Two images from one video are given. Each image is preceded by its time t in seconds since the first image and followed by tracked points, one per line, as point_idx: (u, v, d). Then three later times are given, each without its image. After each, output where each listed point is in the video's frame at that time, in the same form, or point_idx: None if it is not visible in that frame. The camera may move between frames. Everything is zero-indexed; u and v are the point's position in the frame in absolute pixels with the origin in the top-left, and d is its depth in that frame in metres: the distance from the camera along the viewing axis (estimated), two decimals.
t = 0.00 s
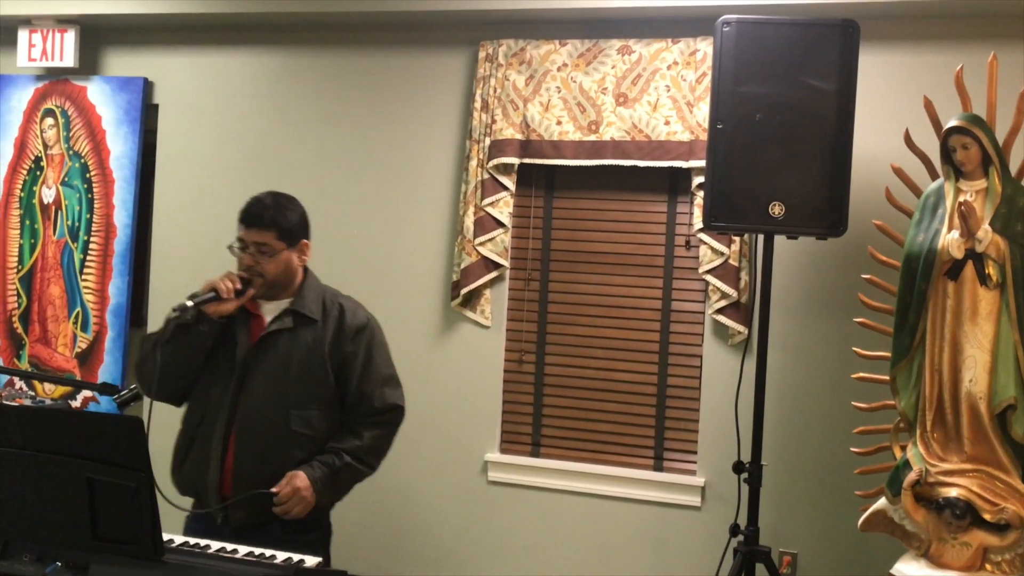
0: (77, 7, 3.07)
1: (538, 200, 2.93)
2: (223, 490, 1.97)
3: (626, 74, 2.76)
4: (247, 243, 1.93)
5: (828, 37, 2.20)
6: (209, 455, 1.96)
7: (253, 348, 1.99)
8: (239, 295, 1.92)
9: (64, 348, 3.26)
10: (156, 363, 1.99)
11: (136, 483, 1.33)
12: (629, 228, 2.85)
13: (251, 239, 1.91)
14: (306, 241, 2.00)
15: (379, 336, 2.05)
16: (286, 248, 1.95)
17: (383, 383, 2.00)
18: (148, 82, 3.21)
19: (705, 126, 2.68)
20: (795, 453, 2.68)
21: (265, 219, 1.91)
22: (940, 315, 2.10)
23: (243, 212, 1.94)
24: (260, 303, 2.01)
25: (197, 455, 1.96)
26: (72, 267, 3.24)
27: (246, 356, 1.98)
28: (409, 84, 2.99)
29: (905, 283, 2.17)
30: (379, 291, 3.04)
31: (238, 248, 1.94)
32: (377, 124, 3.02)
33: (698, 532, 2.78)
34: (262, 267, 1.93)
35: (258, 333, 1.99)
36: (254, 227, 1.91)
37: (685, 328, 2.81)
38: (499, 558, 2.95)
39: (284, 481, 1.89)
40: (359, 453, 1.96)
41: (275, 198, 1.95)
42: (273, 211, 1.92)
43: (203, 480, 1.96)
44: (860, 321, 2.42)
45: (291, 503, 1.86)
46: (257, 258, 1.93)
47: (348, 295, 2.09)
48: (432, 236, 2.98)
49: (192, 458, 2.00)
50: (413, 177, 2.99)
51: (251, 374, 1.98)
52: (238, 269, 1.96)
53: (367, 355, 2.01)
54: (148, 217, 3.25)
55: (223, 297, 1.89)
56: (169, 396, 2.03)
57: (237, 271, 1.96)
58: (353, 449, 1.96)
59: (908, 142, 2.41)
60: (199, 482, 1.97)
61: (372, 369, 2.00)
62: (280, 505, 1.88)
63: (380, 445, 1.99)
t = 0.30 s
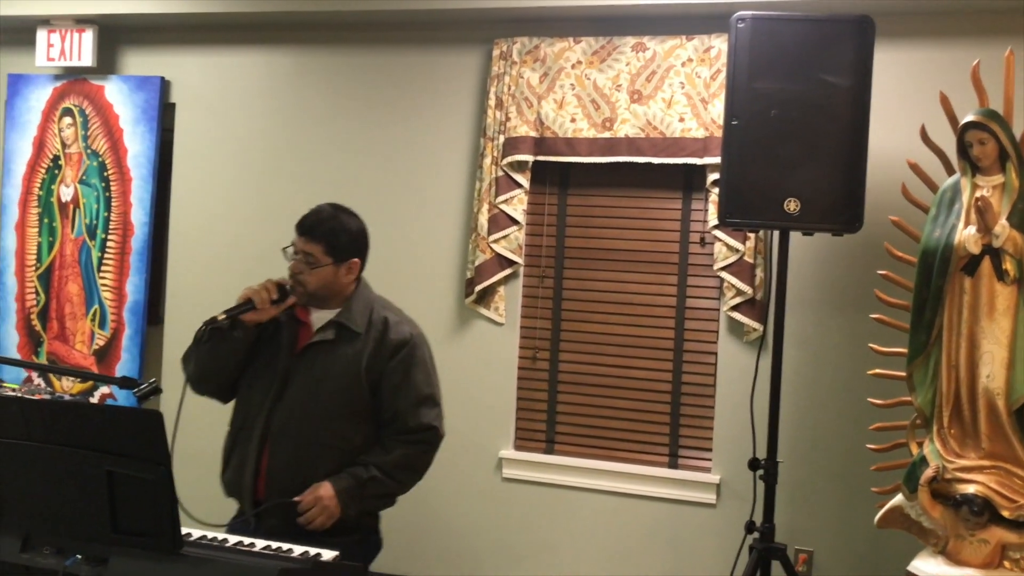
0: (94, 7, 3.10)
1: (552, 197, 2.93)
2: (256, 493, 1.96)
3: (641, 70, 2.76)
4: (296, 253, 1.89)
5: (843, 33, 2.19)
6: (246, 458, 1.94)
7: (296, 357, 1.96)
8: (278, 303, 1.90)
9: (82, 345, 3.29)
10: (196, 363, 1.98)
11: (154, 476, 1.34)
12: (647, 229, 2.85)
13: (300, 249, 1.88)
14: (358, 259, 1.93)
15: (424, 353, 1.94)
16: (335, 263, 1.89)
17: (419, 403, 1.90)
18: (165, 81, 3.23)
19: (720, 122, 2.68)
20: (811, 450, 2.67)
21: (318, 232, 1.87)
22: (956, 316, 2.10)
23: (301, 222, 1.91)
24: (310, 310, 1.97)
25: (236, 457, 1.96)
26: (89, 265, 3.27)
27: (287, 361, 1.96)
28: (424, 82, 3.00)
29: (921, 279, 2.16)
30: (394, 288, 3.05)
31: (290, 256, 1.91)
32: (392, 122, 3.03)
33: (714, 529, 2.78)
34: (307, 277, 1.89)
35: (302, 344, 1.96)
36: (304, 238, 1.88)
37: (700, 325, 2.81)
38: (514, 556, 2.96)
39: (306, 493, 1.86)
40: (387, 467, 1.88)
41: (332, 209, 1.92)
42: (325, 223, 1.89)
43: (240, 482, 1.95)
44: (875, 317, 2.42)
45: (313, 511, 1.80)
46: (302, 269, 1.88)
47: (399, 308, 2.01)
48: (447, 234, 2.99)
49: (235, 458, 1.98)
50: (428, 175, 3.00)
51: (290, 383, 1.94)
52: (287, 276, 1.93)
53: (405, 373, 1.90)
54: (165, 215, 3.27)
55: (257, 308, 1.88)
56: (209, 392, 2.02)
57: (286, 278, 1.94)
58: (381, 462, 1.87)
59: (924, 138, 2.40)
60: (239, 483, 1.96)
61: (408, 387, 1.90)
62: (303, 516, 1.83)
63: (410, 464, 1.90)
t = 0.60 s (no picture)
0: (120, 6, 3.12)
1: (576, 190, 2.93)
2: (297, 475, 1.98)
3: (664, 62, 2.75)
4: (338, 238, 1.91)
5: (869, 22, 2.18)
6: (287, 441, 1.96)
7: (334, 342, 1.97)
8: (321, 287, 1.92)
9: (111, 340, 3.32)
10: (240, 340, 2.02)
11: (184, 465, 1.36)
12: (675, 220, 2.84)
13: (342, 234, 1.90)
14: (399, 241, 1.95)
15: (462, 338, 1.93)
16: (376, 247, 1.91)
17: (456, 387, 1.88)
18: (191, 78, 3.26)
19: (744, 113, 2.67)
20: (840, 442, 2.65)
21: (358, 217, 1.89)
22: (985, 305, 2.08)
23: (340, 207, 1.93)
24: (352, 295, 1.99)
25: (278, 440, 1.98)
26: (118, 260, 3.30)
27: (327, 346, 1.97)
28: (447, 75, 3.00)
29: (950, 268, 2.14)
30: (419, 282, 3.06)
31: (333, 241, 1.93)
32: (416, 115, 3.03)
33: (741, 521, 2.77)
34: (349, 263, 1.91)
35: (343, 328, 1.97)
36: (345, 223, 1.90)
37: (725, 317, 2.80)
38: (541, 548, 2.96)
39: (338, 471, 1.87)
40: (423, 446, 1.85)
41: (370, 193, 1.93)
42: (365, 208, 1.90)
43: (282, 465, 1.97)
44: (903, 307, 2.40)
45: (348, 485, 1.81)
46: (344, 254, 1.90)
47: (440, 296, 2.01)
48: (472, 227, 2.99)
49: (279, 437, 2.00)
50: (451, 169, 3.01)
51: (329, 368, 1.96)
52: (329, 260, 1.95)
53: (441, 358, 1.90)
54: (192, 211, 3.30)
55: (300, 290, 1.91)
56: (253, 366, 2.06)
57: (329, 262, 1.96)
58: (417, 440, 1.85)
59: (952, 127, 2.38)
60: (282, 462, 1.98)
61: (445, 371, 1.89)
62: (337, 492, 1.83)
63: (449, 444, 1.86)
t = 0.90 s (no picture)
0: None
1: (608, 176, 2.91)
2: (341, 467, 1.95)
3: (697, 46, 2.73)
4: (374, 232, 1.91)
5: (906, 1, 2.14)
6: (329, 431, 1.96)
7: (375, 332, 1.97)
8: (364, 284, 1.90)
9: (146, 330, 3.35)
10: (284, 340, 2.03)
11: (220, 449, 1.36)
12: (708, 206, 2.82)
13: (379, 228, 1.90)
14: (435, 233, 1.96)
15: (499, 327, 1.94)
16: (413, 238, 1.91)
17: (494, 376, 1.90)
18: (222, 69, 3.27)
19: (779, 97, 2.64)
20: (877, 429, 2.62)
21: (394, 209, 1.89)
22: None
23: (374, 202, 1.93)
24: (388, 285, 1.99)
25: (320, 431, 1.97)
26: (152, 252, 3.33)
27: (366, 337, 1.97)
28: (478, 63, 2.99)
29: (990, 251, 2.11)
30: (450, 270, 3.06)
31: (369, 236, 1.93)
32: (447, 104, 3.03)
33: (776, 509, 2.74)
34: (388, 256, 1.91)
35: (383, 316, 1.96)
36: (380, 216, 1.90)
37: (760, 304, 2.77)
38: (574, 537, 2.95)
39: (376, 451, 1.88)
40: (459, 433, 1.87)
41: (404, 185, 1.93)
42: (401, 200, 1.90)
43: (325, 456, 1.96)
44: (942, 292, 2.37)
45: (381, 468, 1.81)
46: (383, 248, 1.90)
47: (475, 284, 2.01)
48: (503, 216, 2.98)
49: (320, 430, 2.00)
50: (483, 157, 3.00)
51: (368, 359, 1.95)
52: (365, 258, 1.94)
53: (479, 346, 1.90)
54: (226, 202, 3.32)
55: (345, 288, 1.87)
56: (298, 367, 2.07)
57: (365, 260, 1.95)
58: (454, 428, 1.87)
59: (992, 107, 2.34)
60: (324, 453, 1.98)
61: (483, 360, 1.90)
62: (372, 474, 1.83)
63: (485, 432, 1.88)
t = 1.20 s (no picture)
0: None
1: (644, 161, 2.89)
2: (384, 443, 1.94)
3: (734, 28, 2.70)
4: (405, 208, 1.90)
5: None
6: (372, 408, 1.95)
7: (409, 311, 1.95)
8: (396, 258, 1.88)
9: (186, 318, 3.39)
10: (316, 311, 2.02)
11: (263, 431, 1.37)
12: (745, 187, 2.80)
13: (410, 203, 1.88)
14: (466, 209, 1.94)
15: (537, 301, 1.93)
16: (445, 214, 1.90)
17: (535, 349, 1.89)
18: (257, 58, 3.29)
19: (817, 79, 2.60)
20: (919, 413, 2.59)
21: (426, 185, 1.88)
22: None
23: (405, 178, 1.91)
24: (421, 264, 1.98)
25: (362, 409, 1.96)
26: (190, 241, 3.36)
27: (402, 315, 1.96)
28: (512, 48, 2.98)
29: None
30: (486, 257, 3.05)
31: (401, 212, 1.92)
32: (482, 89, 3.02)
33: (816, 495, 2.72)
34: (419, 232, 1.89)
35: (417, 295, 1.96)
36: (412, 192, 1.88)
37: (800, 288, 2.74)
38: (612, 523, 2.94)
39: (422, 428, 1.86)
40: (505, 407, 1.87)
41: (435, 161, 1.92)
42: (432, 176, 1.89)
43: (367, 434, 1.95)
44: (986, 273, 2.33)
45: (432, 443, 1.79)
46: (413, 224, 1.89)
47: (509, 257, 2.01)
48: (538, 201, 2.97)
49: (360, 409, 1.99)
50: (517, 143, 2.99)
51: (408, 336, 1.94)
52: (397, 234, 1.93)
53: (519, 319, 1.89)
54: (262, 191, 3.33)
55: (376, 259, 1.86)
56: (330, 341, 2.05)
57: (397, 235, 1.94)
58: (501, 404, 1.87)
59: None
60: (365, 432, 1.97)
61: (524, 334, 1.89)
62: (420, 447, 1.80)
63: (529, 406, 1.89)
